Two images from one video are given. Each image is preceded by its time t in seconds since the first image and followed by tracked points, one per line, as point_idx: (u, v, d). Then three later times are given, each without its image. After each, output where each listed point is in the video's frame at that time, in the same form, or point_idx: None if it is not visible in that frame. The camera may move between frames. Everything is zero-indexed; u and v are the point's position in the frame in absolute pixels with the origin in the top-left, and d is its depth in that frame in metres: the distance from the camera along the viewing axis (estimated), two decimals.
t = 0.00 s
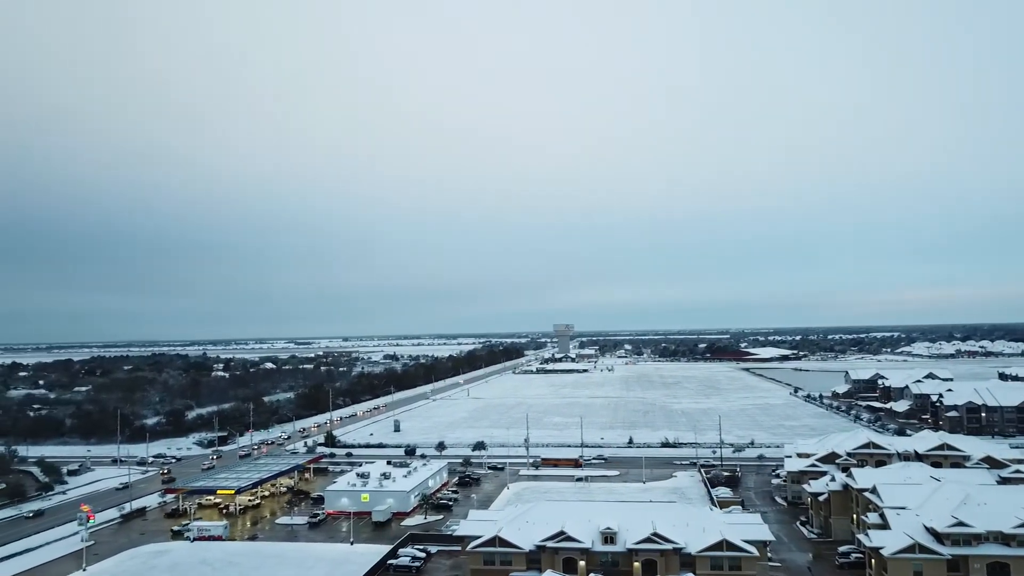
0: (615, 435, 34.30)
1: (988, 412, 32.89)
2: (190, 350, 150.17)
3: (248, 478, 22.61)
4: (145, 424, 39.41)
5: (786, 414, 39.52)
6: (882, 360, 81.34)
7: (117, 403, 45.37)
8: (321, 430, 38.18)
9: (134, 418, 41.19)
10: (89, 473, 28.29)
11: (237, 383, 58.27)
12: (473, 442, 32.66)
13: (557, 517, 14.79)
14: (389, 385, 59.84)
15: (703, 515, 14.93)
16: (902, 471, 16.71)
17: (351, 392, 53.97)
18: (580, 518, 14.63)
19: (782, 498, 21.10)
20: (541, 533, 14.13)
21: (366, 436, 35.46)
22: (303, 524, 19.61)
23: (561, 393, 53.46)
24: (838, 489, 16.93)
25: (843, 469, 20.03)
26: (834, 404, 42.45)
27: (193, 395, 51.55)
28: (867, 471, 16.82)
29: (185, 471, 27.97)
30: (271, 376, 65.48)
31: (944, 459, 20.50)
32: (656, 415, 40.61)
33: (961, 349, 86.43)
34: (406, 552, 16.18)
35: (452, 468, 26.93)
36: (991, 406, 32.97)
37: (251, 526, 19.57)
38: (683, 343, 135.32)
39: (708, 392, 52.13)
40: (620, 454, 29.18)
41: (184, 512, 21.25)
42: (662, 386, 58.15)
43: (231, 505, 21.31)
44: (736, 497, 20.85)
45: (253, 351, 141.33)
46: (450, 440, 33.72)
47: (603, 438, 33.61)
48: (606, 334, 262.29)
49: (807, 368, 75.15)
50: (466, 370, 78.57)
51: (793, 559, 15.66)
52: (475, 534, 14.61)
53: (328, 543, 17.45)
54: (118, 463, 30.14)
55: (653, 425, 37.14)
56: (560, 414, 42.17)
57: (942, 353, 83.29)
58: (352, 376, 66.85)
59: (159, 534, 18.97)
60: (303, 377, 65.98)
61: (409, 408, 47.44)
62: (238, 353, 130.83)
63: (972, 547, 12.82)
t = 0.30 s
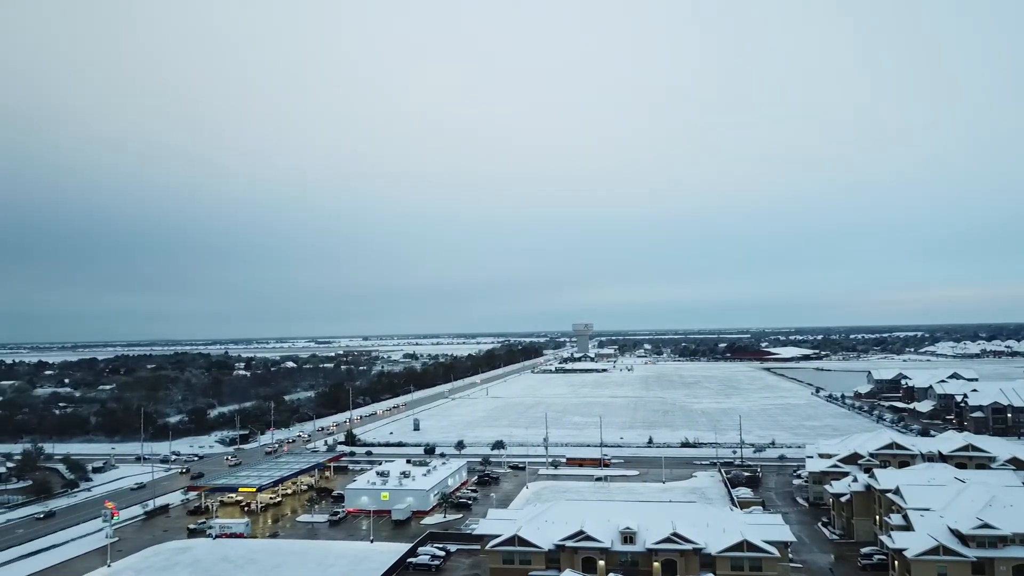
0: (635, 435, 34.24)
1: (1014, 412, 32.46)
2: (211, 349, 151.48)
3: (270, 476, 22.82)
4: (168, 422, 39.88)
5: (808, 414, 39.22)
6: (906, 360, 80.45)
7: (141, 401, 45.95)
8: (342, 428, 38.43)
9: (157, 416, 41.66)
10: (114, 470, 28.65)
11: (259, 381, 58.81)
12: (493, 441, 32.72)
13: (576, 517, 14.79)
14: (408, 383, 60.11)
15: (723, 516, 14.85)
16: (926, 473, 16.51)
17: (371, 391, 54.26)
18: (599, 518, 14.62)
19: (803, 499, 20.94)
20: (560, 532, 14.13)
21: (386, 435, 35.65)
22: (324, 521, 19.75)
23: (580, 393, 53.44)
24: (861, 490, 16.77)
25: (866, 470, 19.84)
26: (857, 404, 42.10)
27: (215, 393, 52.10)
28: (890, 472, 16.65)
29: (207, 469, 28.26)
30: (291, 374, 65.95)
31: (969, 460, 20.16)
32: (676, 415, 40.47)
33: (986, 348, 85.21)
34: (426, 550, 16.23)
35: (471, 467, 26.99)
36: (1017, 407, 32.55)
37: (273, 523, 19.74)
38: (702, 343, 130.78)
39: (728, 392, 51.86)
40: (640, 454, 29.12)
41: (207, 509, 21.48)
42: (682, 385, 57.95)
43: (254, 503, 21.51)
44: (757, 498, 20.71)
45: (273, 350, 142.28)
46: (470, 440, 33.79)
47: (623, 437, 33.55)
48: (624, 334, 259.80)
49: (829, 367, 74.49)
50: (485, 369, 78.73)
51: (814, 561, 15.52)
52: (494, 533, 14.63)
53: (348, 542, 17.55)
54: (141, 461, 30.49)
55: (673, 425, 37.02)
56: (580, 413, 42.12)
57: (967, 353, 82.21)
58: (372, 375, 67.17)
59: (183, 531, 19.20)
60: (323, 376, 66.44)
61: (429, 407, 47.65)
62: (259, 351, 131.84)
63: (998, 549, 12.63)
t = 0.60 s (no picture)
0: (655, 434, 34.12)
1: None
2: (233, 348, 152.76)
3: (291, 474, 23.00)
4: (191, 420, 40.28)
5: (830, 413, 38.86)
6: (930, 360, 79.46)
7: (164, 400, 46.46)
8: (363, 427, 38.65)
9: (180, 414, 42.08)
10: (138, 468, 28.99)
11: (280, 380, 59.27)
12: (512, 440, 32.74)
13: (596, 516, 14.76)
14: (428, 382, 60.32)
15: (744, 516, 14.76)
16: (951, 474, 16.31)
17: (391, 390, 54.53)
18: (619, 517, 14.56)
19: (825, 500, 20.77)
20: (580, 532, 14.12)
21: (407, 434, 35.80)
22: (344, 519, 19.86)
23: (600, 392, 53.31)
24: (884, 491, 16.60)
25: (889, 470, 19.64)
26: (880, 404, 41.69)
27: (237, 391, 52.54)
28: (914, 473, 16.46)
29: (229, 467, 28.51)
30: (312, 373, 66.42)
31: (995, 461, 19.87)
32: (697, 414, 40.29)
33: (1012, 347, 83.94)
34: (445, 549, 16.29)
35: (490, 466, 27.02)
36: None
37: (294, 521, 19.89)
38: (721, 343, 128.37)
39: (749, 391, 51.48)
40: (659, 454, 29.00)
41: (229, 507, 21.68)
42: (703, 385, 57.64)
43: (275, 500, 21.69)
44: (778, 498, 20.57)
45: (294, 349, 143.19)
46: (489, 438, 33.85)
47: (643, 437, 33.43)
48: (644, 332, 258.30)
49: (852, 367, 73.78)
50: (504, 368, 78.82)
51: (837, 562, 15.39)
52: (514, 532, 14.65)
53: (368, 540, 17.64)
54: (165, 459, 30.84)
55: (693, 425, 36.84)
56: (599, 413, 42.02)
57: (993, 352, 81.04)
58: (392, 374, 67.45)
59: (206, 528, 19.38)
60: (343, 375, 66.83)
61: (449, 406, 47.78)
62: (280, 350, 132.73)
63: None
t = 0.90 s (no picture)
0: (675, 434, 33.99)
1: None
2: (254, 347, 153.95)
3: (312, 472, 23.16)
4: (213, 419, 40.67)
5: (852, 413, 38.54)
6: (955, 359, 78.51)
7: (187, 398, 46.94)
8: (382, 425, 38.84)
9: (202, 413, 42.52)
10: (161, 465, 29.29)
11: (301, 379, 59.65)
12: (531, 439, 32.77)
13: (615, 516, 14.73)
14: (447, 381, 60.50)
15: (765, 516, 14.66)
16: (976, 475, 16.09)
17: (411, 388, 54.77)
18: (639, 517, 14.53)
19: (847, 500, 20.59)
20: (599, 531, 14.10)
21: (426, 432, 35.95)
22: (365, 517, 19.98)
23: (619, 392, 53.23)
24: (907, 492, 16.40)
25: (912, 471, 19.41)
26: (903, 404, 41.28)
27: (258, 390, 52.96)
28: (938, 474, 16.24)
29: (251, 465, 28.75)
30: (332, 372, 66.80)
31: (1020, 462, 19.59)
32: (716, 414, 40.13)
33: None
34: (465, 547, 16.33)
35: (509, 465, 27.04)
36: None
37: (315, 519, 20.04)
38: (742, 343, 124.13)
39: (770, 391, 51.17)
40: (679, 453, 28.89)
41: (250, 504, 21.87)
42: (723, 384, 57.38)
43: (295, 498, 21.84)
44: (799, 499, 20.42)
45: (314, 348, 144.12)
46: (508, 437, 33.90)
47: (662, 437, 33.32)
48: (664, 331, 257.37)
49: (875, 366, 73.09)
50: (523, 367, 78.91)
51: (858, 563, 15.26)
52: (533, 531, 14.64)
53: (388, 538, 17.73)
54: (188, 457, 31.15)
55: (713, 424, 36.67)
56: (619, 412, 41.96)
57: (1019, 352, 79.87)
58: (411, 373, 67.81)
59: (228, 525, 19.58)
60: (363, 373, 67.21)
61: (468, 405, 47.89)
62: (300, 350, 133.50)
63: None
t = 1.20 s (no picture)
0: (695, 434, 33.83)
1: None
2: (275, 347, 155.02)
3: (332, 470, 23.31)
4: (234, 417, 41.02)
5: (875, 413, 38.16)
6: (980, 359, 77.39)
7: (209, 396, 47.37)
8: (402, 424, 39.00)
9: (224, 411, 42.90)
10: (184, 463, 29.60)
11: (321, 377, 59.96)
12: (550, 438, 32.75)
13: (635, 515, 14.70)
14: (466, 380, 60.58)
15: (786, 517, 14.55)
16: (1001, 476, 15.85)
17: (430, 387, 54.90)
18: (658, 517, 14.47)
19: (870, 501, 20.39)
20: (618, 530, 14.07)
21: (445, 431, 36.05)
22: (384, 515, 20.07)
23: (638, 391, 53.10)
24: (931, 493, 16.20)
25: (936, 472, 19.18)
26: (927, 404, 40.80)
27: (279, 389, 53.36)
28: (963, 475, 16.03)
29: (272, 463, 28.97)
30: (352, 371, 67.10)
31: None
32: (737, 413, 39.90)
33: None
34: (484, 546, 16.36)
35: (528, 464, 27.05)
36: None
37: (336, 516, 20.16)
38: (762, 343, 119.84)
39: (791, 390, 50.83)
40: (699, 453, 28.75)
41: (272, 502, 22.05)
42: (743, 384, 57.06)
43: (316, 496, 22.00)
44: (820, 499, 20.24)
45: (334, 347, 144.88)
46: (527, 437, 33.93)
47: (682, 436, 33.17)
48: (683, 331, 256.22)
49: (898, 366, 72.26)
50: (542, 366, 78.87)
51: (882, 564, 15.11)
52: (552, 530, 14.63)
53: (408, 536, 17.80)
54: (210, 454, 31.45)
55: (734, 424, 36.45)
56: (638, 412, 41.85)
57: None
58: (431, 371, 68.01)
59: (249, 523, 19.75)
60: (383, 372, 67.44)
61: (487, 404, 47.93)
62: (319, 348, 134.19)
63: None
